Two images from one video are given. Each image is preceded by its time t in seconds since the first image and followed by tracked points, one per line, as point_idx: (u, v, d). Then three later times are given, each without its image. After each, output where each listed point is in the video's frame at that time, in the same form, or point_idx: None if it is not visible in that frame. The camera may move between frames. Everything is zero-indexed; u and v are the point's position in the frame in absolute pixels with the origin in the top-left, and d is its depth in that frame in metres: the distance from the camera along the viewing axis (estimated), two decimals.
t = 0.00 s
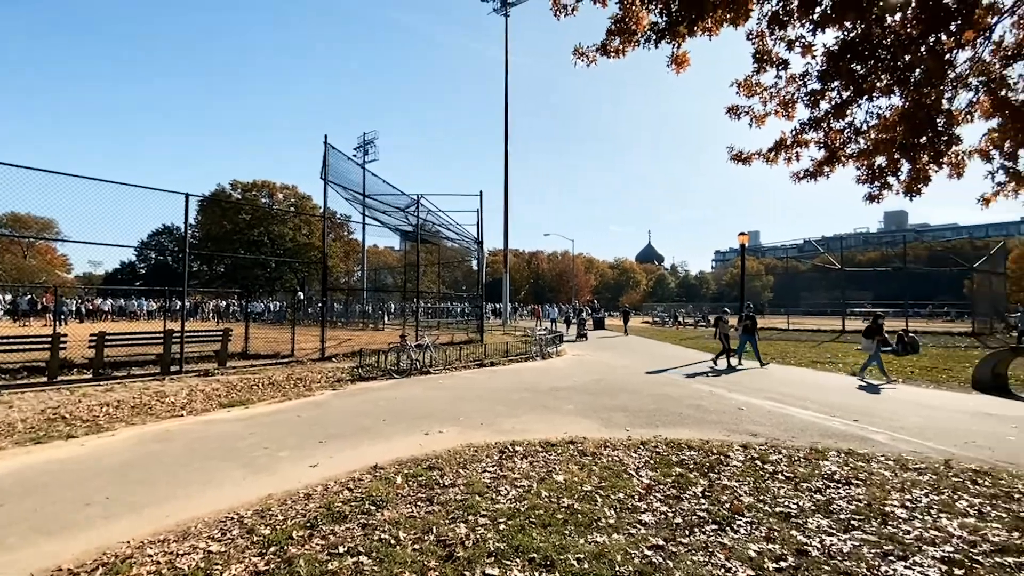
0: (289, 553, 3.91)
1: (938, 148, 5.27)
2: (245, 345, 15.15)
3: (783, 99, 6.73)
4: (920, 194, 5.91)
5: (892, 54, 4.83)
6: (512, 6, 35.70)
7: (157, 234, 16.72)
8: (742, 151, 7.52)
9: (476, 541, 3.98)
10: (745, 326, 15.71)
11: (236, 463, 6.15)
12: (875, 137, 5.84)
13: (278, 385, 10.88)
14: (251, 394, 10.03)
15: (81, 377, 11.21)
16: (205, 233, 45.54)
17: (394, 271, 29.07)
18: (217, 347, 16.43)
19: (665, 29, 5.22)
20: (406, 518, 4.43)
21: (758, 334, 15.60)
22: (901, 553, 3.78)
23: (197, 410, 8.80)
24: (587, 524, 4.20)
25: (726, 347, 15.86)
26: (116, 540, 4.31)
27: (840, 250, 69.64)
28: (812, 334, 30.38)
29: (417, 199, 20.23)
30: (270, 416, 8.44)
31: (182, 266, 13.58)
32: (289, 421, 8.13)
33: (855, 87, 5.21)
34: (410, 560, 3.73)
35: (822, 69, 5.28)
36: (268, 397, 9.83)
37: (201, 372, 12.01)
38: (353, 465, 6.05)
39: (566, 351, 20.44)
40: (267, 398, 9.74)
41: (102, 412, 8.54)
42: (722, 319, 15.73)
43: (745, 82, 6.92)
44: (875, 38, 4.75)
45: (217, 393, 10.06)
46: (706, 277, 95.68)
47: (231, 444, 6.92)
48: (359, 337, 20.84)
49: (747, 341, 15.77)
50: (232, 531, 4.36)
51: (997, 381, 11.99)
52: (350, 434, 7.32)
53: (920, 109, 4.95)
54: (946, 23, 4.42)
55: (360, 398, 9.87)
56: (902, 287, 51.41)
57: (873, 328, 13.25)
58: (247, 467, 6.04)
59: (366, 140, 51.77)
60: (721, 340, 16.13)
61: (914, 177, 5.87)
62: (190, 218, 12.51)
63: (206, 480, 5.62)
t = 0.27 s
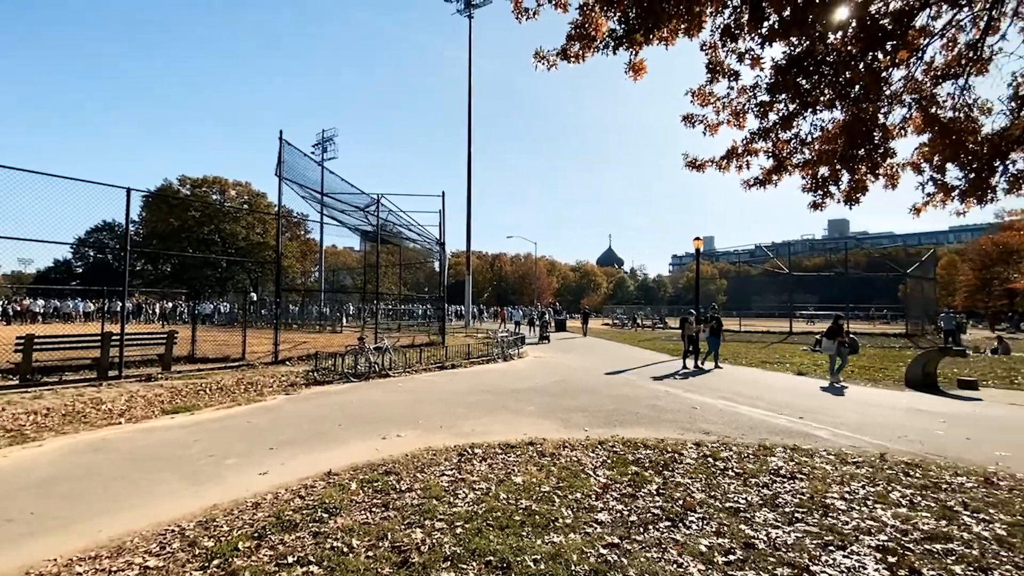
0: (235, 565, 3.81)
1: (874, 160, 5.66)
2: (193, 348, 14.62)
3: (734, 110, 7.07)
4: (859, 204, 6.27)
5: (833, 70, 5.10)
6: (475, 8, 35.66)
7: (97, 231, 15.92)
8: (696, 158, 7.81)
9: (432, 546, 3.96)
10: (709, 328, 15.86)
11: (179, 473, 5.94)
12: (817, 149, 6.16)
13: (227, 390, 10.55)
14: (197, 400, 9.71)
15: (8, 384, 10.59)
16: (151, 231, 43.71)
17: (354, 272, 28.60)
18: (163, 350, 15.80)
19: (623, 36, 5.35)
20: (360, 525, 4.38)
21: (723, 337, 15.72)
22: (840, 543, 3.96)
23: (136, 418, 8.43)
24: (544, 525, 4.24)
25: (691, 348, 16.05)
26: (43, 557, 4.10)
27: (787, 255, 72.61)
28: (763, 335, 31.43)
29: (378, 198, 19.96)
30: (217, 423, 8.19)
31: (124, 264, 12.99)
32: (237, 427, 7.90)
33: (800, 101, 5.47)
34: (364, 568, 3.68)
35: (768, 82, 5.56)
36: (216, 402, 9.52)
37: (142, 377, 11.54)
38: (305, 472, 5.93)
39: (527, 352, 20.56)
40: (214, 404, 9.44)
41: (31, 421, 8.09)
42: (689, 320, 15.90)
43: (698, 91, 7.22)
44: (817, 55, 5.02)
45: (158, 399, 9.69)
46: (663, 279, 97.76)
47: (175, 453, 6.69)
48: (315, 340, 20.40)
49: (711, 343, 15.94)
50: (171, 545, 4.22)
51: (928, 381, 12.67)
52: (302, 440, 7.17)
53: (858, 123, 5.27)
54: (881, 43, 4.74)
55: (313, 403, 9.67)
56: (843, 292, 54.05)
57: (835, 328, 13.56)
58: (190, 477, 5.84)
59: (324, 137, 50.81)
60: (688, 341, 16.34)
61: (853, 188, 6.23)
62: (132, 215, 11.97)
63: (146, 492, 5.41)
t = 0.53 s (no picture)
0: None
1: (818, 169, 5.91)
2: (135, 352, 14.01)
3: (688, 119, 7.23)
4: (804, 212, 6.52)
5: (780, 83, 5.28)
6: (438, 7, 35.47)
7: (29, 227, 15.07)
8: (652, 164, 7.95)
9: (387, 553, 3.93)
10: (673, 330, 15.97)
11: (116, 485, 5.69)
12: (766, 158, 6.37)
13: (171, 396, 10.17)
14: (137, 407, 9.33)
15: None
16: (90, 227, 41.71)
17: (310, 273, 28.04)
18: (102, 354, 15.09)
19: (581, 43, 5.43)
20: (312, 534, 4.31)
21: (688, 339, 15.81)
22: (785, 536, 4.11)
23: (68, 427, 8.04)
24: (502, 528, 4.26)
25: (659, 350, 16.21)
26: None
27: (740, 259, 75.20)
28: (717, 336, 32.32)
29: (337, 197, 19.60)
30: (160, 431, 7.88)
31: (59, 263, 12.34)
32: (181, 435, 7.62)
33: (750, 111, 5.62)
34: None
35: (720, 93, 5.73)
36: (158, 409, 9.17)
37: (77, 383, 10.99)
38: (253, 480, 5.78)
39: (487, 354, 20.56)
40: (156, 411, 9.09)
41: None
42: (656, 323, 16.03)
43: (655, 99, 7.38)
44: (765, 70, 5.21)
45: (94, 406, 9.26)
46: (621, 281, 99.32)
47: (112, 463, 6.41)
48: (267, 343, 19.88)
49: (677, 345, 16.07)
50: (105, 562, 4.04)
51: (866, 380, 13.28)
52: (250, 448, 6.98)
53: (805, 135, 5.60)
54: (824, 60, 4.96)
55: (263, 408, 9.41)
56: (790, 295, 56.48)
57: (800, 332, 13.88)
58: (128, 488, 5.60)
59: (279, 133, 49.65)
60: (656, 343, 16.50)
61: (798, 197, 6.47)
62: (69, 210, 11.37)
63: (79, 505, 5.16)
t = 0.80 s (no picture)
0: None
1: (768, 178, 6.17)
2: (72, 356, 13.31)
3: (648, 125, 7.40)
4: (755, 218, 6.81)
5: (734, 94, 5.46)
6: (400, 5, 35.10)
7: None
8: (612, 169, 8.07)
9: (344, 561, 3.88)
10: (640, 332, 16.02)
11: (49, 498, 5.39)
12: (721, 166, 6.57)
13: (112, 403, 9.71)
14: (73, 414, 8.88)
15: None
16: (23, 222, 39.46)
17: (265, 273, 27.31)
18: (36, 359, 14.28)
19: (544, 46, 5.49)
20: (263, 544, 4.21)
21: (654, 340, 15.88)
22: (737, 531, 4.25)
23: None
24: (462, 532, 4.27)
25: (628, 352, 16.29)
26: None
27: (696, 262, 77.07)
28: (674, 338, 33.04)
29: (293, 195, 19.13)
30: (98, 440, 7.51)
31: None
32: (122, 445, 7.28)
33: (706, 120, 5.78)
34: None
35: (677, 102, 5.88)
36: (97, 417, 8.75)
37: (6, 390, 10.36)
38: (200, 490, 5.59)
39: (449, 356, 20.45)
40: (94, 419, 8.66)
41: None
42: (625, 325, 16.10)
43: (616, 105, 7.53)
44: (720, 81, 5.38)
45: (26, 414, 8.76)
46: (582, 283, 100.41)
47: (45, 475, 6.08)
48: (219, 346, 19.25)
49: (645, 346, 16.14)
50: None
51: (813, 378, 13.80)
52: (198, 457, 6.74)
53: (755, 145, 5.83)
54: (774, 73, 5.18)
55: (211, 415, 9.10)
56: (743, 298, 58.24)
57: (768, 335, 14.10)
58: (62, 502, 5.32)
59: (231, 127, 48.21)
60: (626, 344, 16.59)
61: (750, 204, 6.74)
62: None
63: (8, 520, 4.87)
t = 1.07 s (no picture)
0: None
1: (725, 184, 6.40)
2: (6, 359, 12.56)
3: (611, 131, 7.54)
4: (713, 223, 7.11)
5: (694, 103, 5.61)
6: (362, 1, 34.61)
7: None
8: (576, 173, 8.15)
9: (303, 571, 3.79)
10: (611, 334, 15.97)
11: None
12: (680, 172, 6.74)
13: (50, 410, 9.19)
14: (7, 422, 8.35)
15: None
16: None
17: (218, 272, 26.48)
18: None
19: (510, 49, 5.50)
20: (216, 557, 4.07)
21: (625, 341, 15.79)
22: (696, 528, 4.33)
23: None
24: (425, 537, 4.23)
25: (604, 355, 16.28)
26: None
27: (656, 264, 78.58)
28: (635, 338, 33.56)
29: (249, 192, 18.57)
30: (34, 450, 7.07)
31: None
32: (60, 455, 6.86)
33: (666, 127, 5.90)
34: None
35: (639, 109, 5.98)
36: (33, 425, 8.26)
37: None
38: (148, 501, 5.34)
39: (412, 358, 20.22)
40: (30, 427, 8.17)
41: None
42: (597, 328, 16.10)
43: (580, 110, 7.64)
44: (680, 89, 5.50)
45: None
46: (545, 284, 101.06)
47: None
48: (168, 349, 18.54)
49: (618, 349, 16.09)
50: None
51: (766, 378, 14.20)
52: (145, 466, 6.43)
53: (713, 152, 5.96)
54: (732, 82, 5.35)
55: (159, 422, 8.71)
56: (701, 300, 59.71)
57: (742, 336, 14.13)
58: None
59: (181, 120, 46.56)
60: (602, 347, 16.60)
61: (710, 208, 6.97)
62: None
63: None
